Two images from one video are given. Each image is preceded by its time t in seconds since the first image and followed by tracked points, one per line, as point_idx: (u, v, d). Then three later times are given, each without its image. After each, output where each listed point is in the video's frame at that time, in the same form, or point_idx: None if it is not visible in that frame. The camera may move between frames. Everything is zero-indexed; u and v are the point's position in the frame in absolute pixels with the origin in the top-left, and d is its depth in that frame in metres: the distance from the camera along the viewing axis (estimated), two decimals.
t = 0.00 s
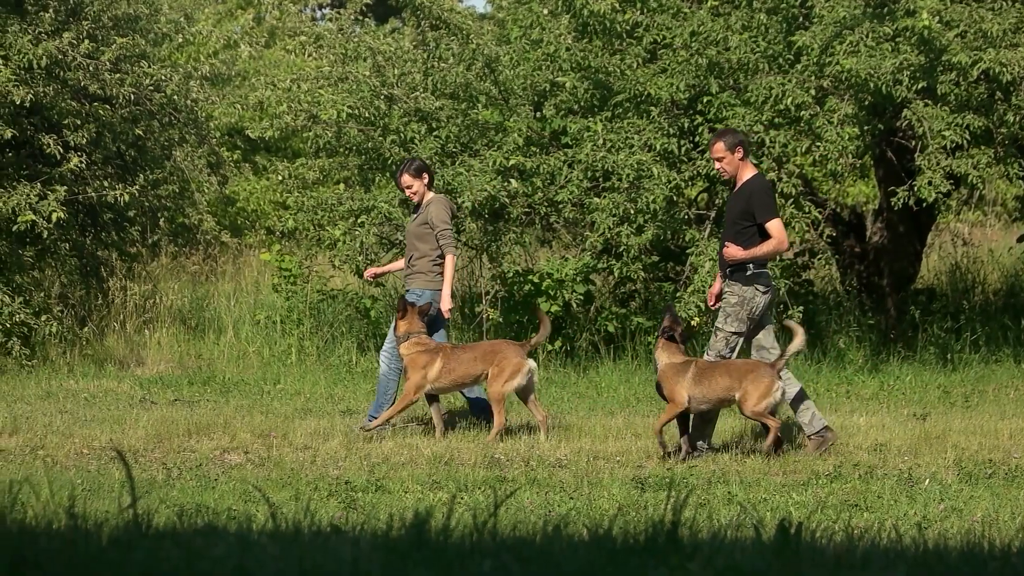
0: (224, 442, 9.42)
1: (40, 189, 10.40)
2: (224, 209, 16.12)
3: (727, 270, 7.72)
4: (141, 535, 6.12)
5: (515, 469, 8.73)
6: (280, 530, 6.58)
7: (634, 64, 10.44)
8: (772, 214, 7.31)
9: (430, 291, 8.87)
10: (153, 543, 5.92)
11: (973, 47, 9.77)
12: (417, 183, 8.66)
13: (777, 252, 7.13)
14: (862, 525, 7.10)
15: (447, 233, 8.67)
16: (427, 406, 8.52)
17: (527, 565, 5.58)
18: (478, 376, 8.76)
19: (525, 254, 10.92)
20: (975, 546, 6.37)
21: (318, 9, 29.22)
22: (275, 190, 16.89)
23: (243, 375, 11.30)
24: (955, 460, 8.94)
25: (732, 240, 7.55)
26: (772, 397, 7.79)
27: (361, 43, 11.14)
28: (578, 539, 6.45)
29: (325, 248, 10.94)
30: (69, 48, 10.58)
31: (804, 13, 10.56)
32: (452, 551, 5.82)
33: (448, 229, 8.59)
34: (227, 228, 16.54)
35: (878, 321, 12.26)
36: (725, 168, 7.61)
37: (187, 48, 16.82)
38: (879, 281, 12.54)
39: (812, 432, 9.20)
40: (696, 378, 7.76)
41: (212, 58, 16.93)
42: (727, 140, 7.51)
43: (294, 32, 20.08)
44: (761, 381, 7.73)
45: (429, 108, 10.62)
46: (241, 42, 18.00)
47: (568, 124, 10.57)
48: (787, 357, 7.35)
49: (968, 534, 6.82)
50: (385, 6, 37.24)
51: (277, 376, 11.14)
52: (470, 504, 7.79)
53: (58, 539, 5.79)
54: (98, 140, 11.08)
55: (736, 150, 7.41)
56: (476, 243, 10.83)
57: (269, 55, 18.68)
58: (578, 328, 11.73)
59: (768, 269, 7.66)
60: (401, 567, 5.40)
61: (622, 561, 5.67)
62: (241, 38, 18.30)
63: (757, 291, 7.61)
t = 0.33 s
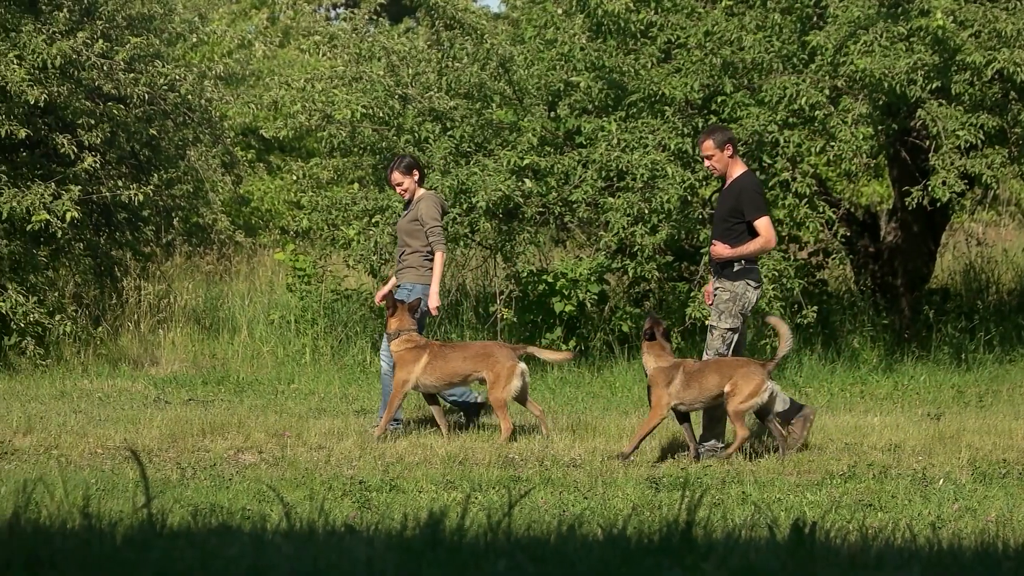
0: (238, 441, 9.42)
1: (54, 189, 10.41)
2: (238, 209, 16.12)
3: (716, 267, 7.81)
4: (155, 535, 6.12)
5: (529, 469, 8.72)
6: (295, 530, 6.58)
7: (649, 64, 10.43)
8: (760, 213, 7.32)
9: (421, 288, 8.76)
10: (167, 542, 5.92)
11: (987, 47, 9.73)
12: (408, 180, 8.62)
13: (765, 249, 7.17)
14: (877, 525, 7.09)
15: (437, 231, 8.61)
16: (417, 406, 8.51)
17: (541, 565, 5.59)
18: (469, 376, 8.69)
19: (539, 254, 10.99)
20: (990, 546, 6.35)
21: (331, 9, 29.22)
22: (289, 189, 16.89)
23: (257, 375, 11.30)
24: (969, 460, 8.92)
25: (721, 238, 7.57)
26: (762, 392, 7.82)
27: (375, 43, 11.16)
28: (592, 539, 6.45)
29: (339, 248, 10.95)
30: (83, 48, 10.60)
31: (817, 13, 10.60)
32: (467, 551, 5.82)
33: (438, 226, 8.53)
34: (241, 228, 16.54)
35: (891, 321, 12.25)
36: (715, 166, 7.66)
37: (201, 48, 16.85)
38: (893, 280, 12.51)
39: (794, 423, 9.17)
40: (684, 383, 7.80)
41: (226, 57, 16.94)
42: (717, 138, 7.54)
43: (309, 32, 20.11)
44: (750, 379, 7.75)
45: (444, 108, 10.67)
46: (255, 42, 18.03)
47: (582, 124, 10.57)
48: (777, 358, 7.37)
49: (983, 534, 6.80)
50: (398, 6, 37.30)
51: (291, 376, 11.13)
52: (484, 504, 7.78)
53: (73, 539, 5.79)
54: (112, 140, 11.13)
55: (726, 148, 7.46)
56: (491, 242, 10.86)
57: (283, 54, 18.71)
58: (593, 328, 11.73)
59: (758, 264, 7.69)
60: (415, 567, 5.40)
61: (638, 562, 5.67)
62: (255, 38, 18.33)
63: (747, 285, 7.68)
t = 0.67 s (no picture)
0: (249, 441, 9.41)
1: (65, 189, 10.41)
2: (249, 209, 16.14)
3: (709, 266, 7.90)
4: (167, 534, 6.12)
5: (541, 469, 8.72)
6: (306, 530, 6.57)
7: (660, 64, 10.45)
8: (751, 208, 7.41)
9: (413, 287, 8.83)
10: (179, 541, 5.91)
11: (999, 47, 9.72)
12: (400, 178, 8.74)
13: (754, 245, 7.23)
14: (888, 525, 7.07)
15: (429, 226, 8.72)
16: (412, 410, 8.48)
17: (553, 565, 5.58)
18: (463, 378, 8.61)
19: (551, 254, 10.98)
20: (1002, 546, 6.34)
21: (343, 9, 29.22)
22: (301, 189, 16.90)
23: (269, 375, 11.30)
24: (981, 459, 8.92)
25: (712, 234, 7.63)
26: (752, 395, 7.78)
27: (387, 43, 11.23)
28: (604, 539, 6.44)
29: (350, 248, 10.96)
30: (95, 48, 10.64)
31: (829, 12, 10.56)
32: (479, 551, 5.82)
33: (429, 220, 8.63)
34: (253, 228, 16.56)
35: (902, 321, 12.26)
36: (708, 164, 7.73)
37: (212, 47, 16.87)
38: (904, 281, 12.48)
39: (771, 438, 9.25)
40: (671, 384, 7.83)
41: (238, 57, 16.95)
42: (710, 136, 7.64)
43: (320, 32, 20.13)
44: (739, 381, 7.72)
45: (455, 108, 10.69)
46: (267, 42, 18.06)
47: (593, 124, 10.56)
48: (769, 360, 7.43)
49: (994, 534, 6.80)
50: (408, 6, 37.37)
51: (302, 376, 11.13)
52: (496, 504, 7.77)
53: (85, 539, 5.79)
54: (124, 140, 11.20)
55: (717, 144, 7.54)
56: (502, 242, 10.88)
57: (295, 54, 18.72)
58: (604, 328, 11.72)
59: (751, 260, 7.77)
60: (427, 567, 5.40)
61: (649, 562, 5.67)
62: (267, 38, 18.35)
63: (741, 281, 7.74)
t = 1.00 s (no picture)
0: (264, 441, 9.42)
1: (80, 189, 10.43)
2: (264, 208, 16.16)
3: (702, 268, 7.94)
4: (182, 534, 6.12)
5: (555, 469, 8.71)
6: (321, 529, 6.57)
7: (675, 64, 10.44)
8: (744, 206, 7.40)
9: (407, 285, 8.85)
10: (194, 541, 5.91)
11: (1013, 47, 9.68)
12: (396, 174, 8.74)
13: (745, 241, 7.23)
14: (902, 525, 7.07)
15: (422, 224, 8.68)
16: (409, 410, 8.57)
17: (568, 564, 5.59)
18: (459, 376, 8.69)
19: (566, 254, 11.09)
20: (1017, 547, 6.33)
21: (359, 9, 29.26)
22: (316, 189, 16.91)
23: (284, 375, 11.32)
24: (995, 459, 8.91)
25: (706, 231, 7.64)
26: (742, 401, 7.81)
27: (401, 43, 11.31)
28: (618, 539, 6.44)
29: (365, 247, 11.00)
30: (109, 48, 10.69)
31: (844, 12, 10.58)
32: (494, 550, 5.82)
33: (421, 218, 8.59)
34: (268, 228, 16.59)
35: (915, 321, 12.26)
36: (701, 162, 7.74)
37: (227, 47, 16.92)
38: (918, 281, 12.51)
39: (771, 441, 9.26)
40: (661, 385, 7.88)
41: (252, 57, 16.96)
42: (702, 134, 7.63)
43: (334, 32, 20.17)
44: (730, 387, 7.75)
45: (470, 108, 10.77)
46: (282, 41, 18.10)
47: (608, 124, 10.57)
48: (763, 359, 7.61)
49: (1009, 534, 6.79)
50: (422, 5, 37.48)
51: (317, 376, 11.14)
52: (510, 504, 7.76)
53: (100, 538, 5.80)
54: (138, 140, 11.29)
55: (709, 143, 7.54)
56: (517, 241, 10.98)
57: (309, 54, 18.73)
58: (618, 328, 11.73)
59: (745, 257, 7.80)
60: (442, 567, 5.40)
61: (663, 562, 5.67)
62: (282, 37, 18.39)
63: (737, 279, 7.79)
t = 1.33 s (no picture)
0: (280, 441, 9.42)
1: (96, 188, 10.45)
2: (280, 209, 16.17)
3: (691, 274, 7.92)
4: (198, 533, 6.13)
5: (571, 469, 8.71)
6: (337, 528, 6.57)
7: (690, 64, 10.43)
8: (735, 207, 7.39)
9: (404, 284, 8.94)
10: (210, 541, 5.91)
11: None
12: (388, 174, 8.77)
13: (735, 242, 7.22)
14: (918, 524, 7.07)
15: (416, 225, 8.66)
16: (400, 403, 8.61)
17: (583, 565, 5.59)
18: (451, 373, 8.77)
19: (581, 254, 11.11)
20: None
21: (374, 8, 29.28)
22: (331, 189, 16.94)
23: (300, 375, 11.33)
24: (1011, 459, 8.91)
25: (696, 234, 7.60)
26: (735, 400, 7.72)
27: (417, 43, 11.44)
28: (633, 539, 6.44)
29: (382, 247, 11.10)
30: (126, 48, 10.78)
31: (859, 12, 10.58)
32: (509, 550, 5.83)
33: (414, 220, 8.57)
34: (283, 228, 16.61)
35: (931, 321, 12.27)
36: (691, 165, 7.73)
37: (243, 47, 17.01)
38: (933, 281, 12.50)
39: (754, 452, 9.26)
40: (652, 383, 7.84)
41: (268, 57, 16.99)
42: (694, 137, 7.64)
43: (350, 32, 20.24)
44: (722, 385, 7.67)
45: (486, 108, 10.84)
46: (298, 41, 18.16)
47: (623, 124, 10.56)
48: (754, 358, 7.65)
49: None
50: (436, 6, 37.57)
51: (333, 376, 11.16)
52: (526, 504, 7.75)
53: (116, 538, 5.80)
54: (154, 139, 11.39)
55: (700, 145, 7.53)
56: (532, 241, 11.13)
57: (325, 54, 18.78)
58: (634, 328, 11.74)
59: (737, 259, 7.80)
60: (458, 567, 5.41)
61: (678, 562, 5.68)
62: (298, 37, 18.45)
63: (730, 281, 7.79)
